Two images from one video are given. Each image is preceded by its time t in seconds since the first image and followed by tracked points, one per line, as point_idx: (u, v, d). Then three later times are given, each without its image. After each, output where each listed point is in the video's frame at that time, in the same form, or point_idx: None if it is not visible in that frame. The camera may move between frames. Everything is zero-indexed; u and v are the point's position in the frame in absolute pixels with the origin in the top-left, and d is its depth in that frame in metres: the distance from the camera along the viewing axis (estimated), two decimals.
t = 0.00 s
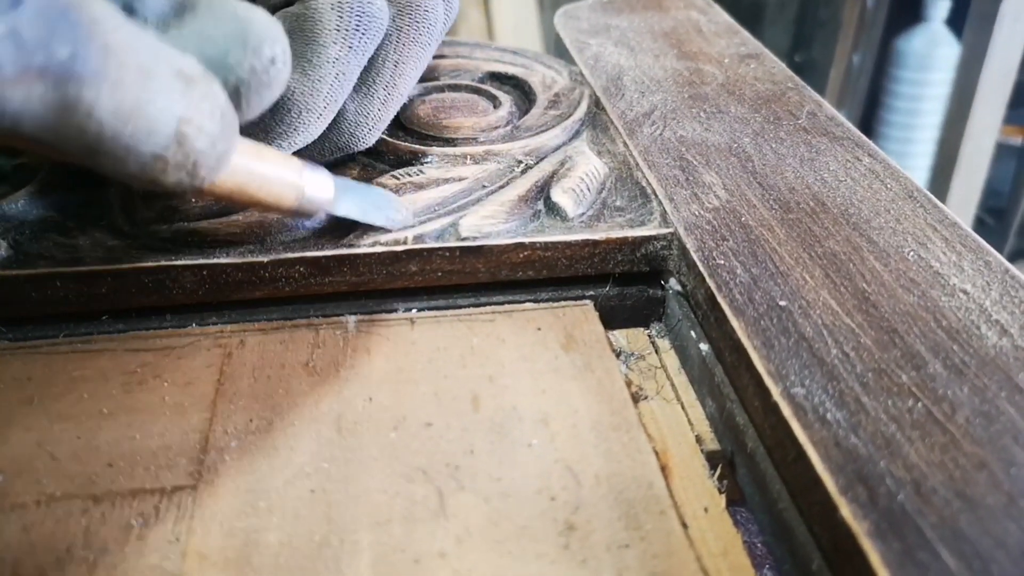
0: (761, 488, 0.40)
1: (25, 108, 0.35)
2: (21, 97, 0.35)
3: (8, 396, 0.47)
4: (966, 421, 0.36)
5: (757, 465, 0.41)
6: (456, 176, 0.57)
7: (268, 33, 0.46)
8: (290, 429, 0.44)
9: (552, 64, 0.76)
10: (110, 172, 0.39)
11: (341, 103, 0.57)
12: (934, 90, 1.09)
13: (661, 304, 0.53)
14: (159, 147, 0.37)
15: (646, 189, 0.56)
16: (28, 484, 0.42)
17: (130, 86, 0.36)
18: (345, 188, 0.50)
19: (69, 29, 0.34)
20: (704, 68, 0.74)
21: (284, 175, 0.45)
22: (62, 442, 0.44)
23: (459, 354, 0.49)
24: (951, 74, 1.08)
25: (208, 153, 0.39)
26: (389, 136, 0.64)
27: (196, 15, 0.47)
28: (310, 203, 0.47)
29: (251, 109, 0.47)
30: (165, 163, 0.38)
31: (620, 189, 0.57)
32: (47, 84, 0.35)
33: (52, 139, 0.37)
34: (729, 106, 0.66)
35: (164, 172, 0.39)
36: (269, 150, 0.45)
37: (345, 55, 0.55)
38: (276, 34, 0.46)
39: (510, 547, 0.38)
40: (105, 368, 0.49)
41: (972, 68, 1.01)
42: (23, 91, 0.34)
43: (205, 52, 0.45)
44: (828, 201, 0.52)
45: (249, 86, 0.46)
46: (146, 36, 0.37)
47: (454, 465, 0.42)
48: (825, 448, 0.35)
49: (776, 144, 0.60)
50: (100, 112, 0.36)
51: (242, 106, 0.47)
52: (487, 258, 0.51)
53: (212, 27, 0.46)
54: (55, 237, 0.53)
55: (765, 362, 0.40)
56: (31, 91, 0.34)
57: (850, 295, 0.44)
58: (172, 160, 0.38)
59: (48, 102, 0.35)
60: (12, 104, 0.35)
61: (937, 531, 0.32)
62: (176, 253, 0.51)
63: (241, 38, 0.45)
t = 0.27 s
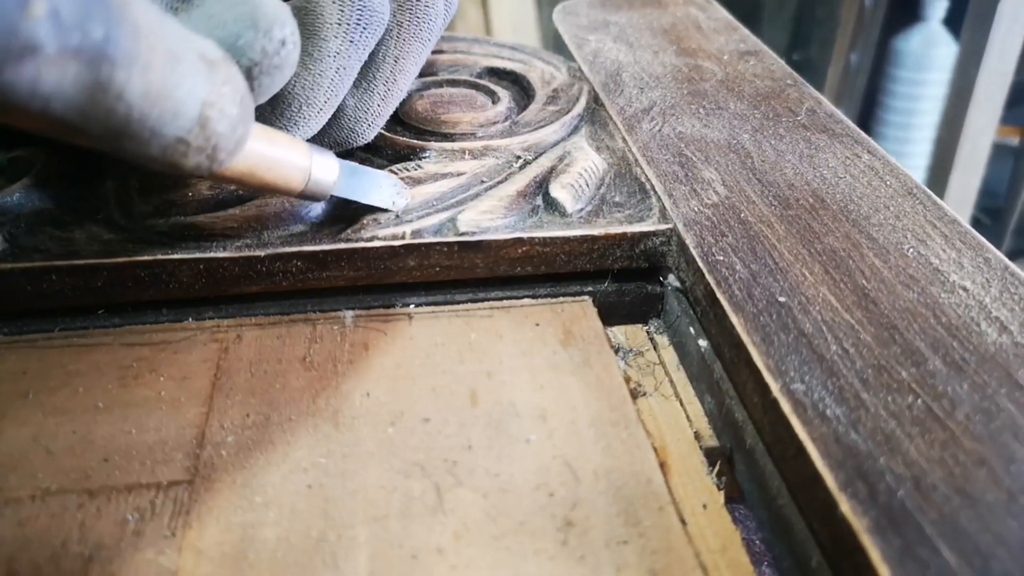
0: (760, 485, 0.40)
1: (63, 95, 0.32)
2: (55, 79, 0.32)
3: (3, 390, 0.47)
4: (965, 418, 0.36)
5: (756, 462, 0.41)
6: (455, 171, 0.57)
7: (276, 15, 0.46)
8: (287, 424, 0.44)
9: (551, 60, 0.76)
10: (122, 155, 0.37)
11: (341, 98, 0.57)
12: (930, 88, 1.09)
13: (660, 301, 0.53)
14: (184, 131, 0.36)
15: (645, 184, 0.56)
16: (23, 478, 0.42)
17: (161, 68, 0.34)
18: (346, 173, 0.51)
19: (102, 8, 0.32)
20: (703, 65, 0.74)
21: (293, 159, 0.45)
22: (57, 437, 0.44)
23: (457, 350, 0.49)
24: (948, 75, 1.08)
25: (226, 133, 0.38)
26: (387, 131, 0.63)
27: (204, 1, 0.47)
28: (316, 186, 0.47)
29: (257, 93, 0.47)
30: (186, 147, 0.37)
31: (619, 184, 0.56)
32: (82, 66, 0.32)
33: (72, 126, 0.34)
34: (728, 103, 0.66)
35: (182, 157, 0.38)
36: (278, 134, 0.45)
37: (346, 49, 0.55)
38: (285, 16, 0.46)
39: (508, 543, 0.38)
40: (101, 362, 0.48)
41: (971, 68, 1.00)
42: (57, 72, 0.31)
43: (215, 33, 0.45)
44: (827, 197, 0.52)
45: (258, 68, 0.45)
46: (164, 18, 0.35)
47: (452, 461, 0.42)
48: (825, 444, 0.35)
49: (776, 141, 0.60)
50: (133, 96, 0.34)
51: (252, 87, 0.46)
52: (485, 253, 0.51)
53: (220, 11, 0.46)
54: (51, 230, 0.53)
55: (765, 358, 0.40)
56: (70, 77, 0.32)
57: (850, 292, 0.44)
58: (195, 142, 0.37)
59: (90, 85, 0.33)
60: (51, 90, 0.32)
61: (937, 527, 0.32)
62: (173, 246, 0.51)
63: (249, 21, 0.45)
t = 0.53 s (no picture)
0: (762, 483, 0.40)
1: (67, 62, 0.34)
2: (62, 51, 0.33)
3: (5, 386, 0.47)
4: (968, 416, 0.36)
5: (758, 460, 0.41)
6: (457, 169, 0.57)
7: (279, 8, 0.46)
8: (289, 421, 0.44)
9: (553, 58, 0.76)
10: (128, 141, 0.37)
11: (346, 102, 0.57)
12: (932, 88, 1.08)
13: (662, 299, 0.53)
14: (187, 115, 0.36)
15: (647, 182, 0.56)
16: (25, 474, 0.42)
17: (167, 48, 0.35)
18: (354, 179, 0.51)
19: None
20: (705, 63, 0.74)
21: (296, 157, 0.45)
22: (59, 433, 0.44)
23: (459, 347, 0.49)
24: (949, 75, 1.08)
25: (231, 123, 0.38)
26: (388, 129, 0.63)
27: None
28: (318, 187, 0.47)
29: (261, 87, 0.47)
30: (189, 133, 0.37)
31: (621, 182, 0.56)
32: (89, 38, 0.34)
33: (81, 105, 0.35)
34: (730, 101, 0.66)
35: (185, 144, 0.38)
36: (279, 132, 0.45)
37: (352, 54, 0.55)
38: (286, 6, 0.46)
39: (510, 540, 0.38)
40: (103, 359, 0.48)
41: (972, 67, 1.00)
42: (63, 43, 0.33)
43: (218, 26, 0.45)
44: (829, 195, 0.52)
45: (260, 59, 0.45)
46: (176, 4, 0.36)
47: (454, 458, 0.42)
48: (828, 442, 0.35)
49: (778, 139, 0.60)
50: (136, 74, 0.35)
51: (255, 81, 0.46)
52: (487, 251, 0.51)
53: (224, 5, 0.46)
54: (53, 227, 0.53)
55: (767, 356, 0.40)
56: (74, 47, 0.33)
57: (852, 290, 0.44)
58: (197, 128, 0.37)
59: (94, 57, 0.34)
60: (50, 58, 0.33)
61: (940, 525, 0.32)
62: (175, 243, 0.51)
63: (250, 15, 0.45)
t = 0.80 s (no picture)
0: (762, 481, 0.40)
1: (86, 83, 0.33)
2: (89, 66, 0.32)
3: (3, 384, 0.47)
4: (968, 414, 0.36)
5: (758, 458, 0.41)
6: (457, 167, 0.57)
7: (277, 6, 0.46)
8: (288, 418, 0.44)
9: (553, 56, 0.76)
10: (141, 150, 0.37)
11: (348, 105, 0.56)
12: (932, 88, 1.06)
13: (662, 297, 0.53)
14: (206, 128, 0.37)
15: (647, 180, 0.56)
16: (24, 472, 0.42)
17: (188, 63, 0.35)
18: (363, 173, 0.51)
19: None
20: (705, 61, 0.74)
21: (300, 160, 0.45)
22: (58, 431, 0.44)
23: (459, 345, 0.49)
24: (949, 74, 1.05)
25: (244, 130, 0.39)
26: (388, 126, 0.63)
27: None
28: (322, 186, 0.47)
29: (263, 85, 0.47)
30: (207, 144, 0.37)
31: (621, 180, 0.56)
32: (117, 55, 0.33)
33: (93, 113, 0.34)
34: (731, 99, 0.66)
35: (200, 153, 0.38)
36: (287, 133, 0.44)
37: (355, 57, 0.54)
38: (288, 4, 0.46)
39: (510, 537, 0.38)
40: (102, 356, 0.48)
41: (971, 67, 1.00)
42: (94, 62, 0.32)
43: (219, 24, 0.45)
44: (829, 193, 0.52)
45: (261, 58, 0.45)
46: (193, 12, 0.36)
47: (454, 456, 0.42)
48: (828, 439, 0.35)
49: (778, 137, 0.60)
50: (158, 91, 0.35)
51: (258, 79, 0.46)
52: (487, 249, 0.51)
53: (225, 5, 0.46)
54: (52, 225, 0.53)
55: (768, 354, 0.40)
56: (100, 67, 0.33)
57: (852, 288, 0.44)
58: (215, 140, 0.38)
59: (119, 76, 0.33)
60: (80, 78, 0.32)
61: (940, 523, 0.32)
62: (175, 240, 0.51)
63: (248, 15, 0.45)
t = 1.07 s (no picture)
0: (765, 479, 0.40)
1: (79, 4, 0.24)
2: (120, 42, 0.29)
3: (6, 380, 0.47)
4: (972, 413, 0.36)
5: (761, 456, 0.40)
6: (460, 164, 0.57)
7: None
8: (291, 415, 0.44)
9: (556, 54, 0.76)
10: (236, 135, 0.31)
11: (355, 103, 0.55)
12: (931, 88, 1.06)
13: (665, 295, 0.53)
14: (296, 114, 0.30)
15: (650, 178, 0.56)
16: (26, 467, 0.42)
17: (288, 37, 0.29)
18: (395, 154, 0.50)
19: None
20: (708, 60, 0.74)
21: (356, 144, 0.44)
22: (60, 427, 0.44)
23: (461, 342, 0.49)
24: (951, 74, 1.04)
25: (327, 122, 0.34)
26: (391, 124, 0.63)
27: None
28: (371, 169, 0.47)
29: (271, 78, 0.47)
30: (292, 130, 0.31)
31: (624, 178, 0.56)
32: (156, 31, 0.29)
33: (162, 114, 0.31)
34: (734, 98, 0.66)
35: (288, 141, 0.32)
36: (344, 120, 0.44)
37: (364, 55, 0.54)
38: None
39: (513, 535, 0.38)
40: (105, 352, 0.48)
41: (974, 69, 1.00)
42: (227, 30, 0.26)
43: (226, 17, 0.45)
44: (833, 192, 0.52)
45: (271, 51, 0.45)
46: None
47: (456, 453, 0.42)
48: (831, 438, 0.35)
49: (782, 136, 0.60)
50: (261, 72, 0.28)
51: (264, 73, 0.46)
52: (490, 246, 0.51)
53: None
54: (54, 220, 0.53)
55: (771, 352, 0.40)
56: (235, 43, 0.27)
57: (856, 286, 0.43)
58: (302, 135, 0.32)
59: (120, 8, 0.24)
60: (213, 61, 0.26)
61: (944, 522, 0.31)
62: (178, 237, 0.51)
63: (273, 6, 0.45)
